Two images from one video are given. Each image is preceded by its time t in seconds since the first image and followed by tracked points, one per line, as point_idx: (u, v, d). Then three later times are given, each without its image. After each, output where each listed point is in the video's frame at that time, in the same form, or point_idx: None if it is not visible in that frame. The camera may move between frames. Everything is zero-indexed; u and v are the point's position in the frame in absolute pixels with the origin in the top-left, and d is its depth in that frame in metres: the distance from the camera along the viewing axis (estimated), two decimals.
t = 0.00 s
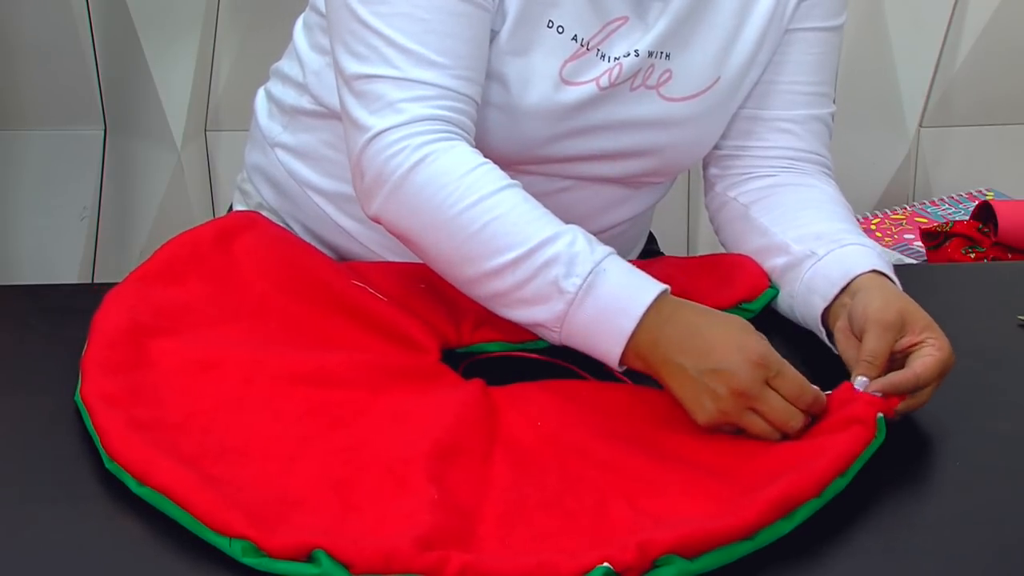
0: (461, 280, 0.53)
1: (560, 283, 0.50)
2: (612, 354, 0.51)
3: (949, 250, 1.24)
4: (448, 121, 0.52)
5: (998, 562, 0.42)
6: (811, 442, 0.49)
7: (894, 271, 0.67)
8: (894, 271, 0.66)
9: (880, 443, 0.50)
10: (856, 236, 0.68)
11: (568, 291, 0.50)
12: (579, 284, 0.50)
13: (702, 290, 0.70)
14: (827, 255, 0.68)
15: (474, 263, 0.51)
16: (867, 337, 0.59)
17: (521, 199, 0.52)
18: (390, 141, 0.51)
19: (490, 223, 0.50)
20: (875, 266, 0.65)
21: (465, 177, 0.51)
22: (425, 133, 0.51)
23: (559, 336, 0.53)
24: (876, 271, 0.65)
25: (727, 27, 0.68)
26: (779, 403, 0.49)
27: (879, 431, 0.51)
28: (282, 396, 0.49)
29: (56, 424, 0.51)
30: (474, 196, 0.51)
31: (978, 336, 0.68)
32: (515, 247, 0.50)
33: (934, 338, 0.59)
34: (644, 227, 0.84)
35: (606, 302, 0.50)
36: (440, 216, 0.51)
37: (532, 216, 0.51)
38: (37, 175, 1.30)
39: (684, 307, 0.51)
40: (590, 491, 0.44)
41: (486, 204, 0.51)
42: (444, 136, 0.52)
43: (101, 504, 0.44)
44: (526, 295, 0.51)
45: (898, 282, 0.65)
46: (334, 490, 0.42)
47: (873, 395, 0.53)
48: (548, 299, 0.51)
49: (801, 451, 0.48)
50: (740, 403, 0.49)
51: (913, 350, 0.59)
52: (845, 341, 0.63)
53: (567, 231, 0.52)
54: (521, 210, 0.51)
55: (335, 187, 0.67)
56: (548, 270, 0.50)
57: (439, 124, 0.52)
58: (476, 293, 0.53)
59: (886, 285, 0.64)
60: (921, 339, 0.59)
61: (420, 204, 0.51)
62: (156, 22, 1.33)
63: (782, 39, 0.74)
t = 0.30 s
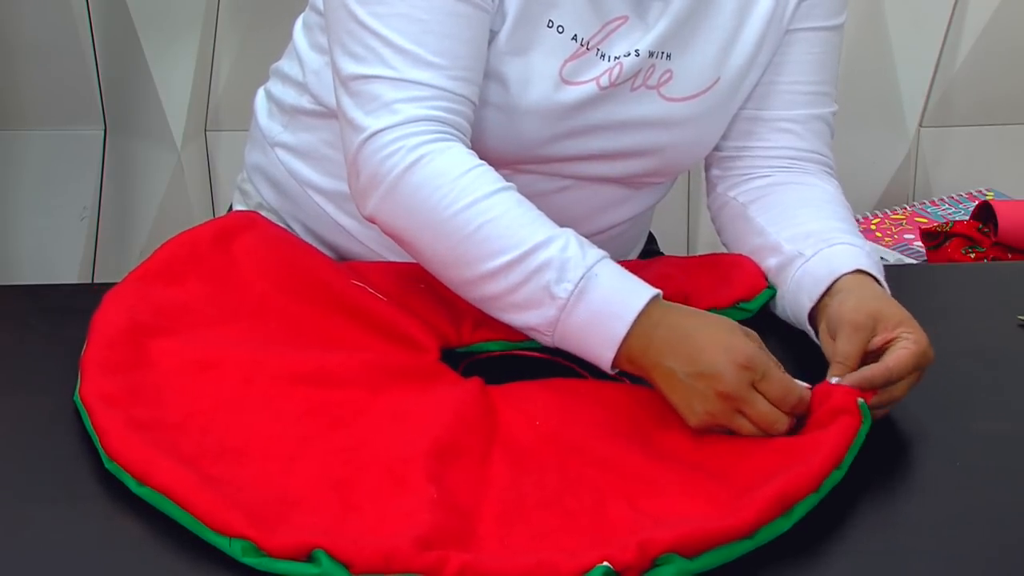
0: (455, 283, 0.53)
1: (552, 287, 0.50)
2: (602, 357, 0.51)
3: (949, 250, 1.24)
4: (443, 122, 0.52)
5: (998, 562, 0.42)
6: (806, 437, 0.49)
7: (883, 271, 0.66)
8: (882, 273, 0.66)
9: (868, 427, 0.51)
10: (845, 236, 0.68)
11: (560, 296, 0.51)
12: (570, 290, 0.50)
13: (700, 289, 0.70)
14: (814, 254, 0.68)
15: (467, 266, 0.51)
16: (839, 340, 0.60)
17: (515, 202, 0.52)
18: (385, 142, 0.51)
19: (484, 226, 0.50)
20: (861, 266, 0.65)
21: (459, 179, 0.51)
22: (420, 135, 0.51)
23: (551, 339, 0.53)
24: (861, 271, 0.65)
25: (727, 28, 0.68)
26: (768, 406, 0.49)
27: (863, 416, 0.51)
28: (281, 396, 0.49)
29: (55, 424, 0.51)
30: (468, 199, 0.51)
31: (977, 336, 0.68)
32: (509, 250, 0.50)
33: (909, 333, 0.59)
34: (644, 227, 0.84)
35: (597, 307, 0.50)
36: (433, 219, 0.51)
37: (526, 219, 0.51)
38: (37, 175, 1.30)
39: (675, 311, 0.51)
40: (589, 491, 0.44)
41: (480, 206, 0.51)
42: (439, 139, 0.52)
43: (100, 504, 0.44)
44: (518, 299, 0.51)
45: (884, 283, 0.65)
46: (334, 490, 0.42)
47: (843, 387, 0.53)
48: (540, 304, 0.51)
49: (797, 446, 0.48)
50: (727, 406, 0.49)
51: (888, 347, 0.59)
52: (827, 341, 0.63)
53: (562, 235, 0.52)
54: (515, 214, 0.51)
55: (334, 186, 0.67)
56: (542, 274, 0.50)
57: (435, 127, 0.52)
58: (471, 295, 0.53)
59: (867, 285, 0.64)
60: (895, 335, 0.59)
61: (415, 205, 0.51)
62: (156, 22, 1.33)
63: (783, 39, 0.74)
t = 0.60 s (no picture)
0: (454, 276, 0.53)
1: (554, 271, 0.50)
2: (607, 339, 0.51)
3: (949, 250, 1.24)
4: (438, 123, 0.52)
5: (997, 562, 0.42)
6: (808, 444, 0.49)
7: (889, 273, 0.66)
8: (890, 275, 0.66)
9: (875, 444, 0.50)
10: (852, 239, 0.68)
11: (564, 279, 0.50)
12: (574, 272, 0.50)
13: (699, 286, 0.70)
14: (822, 255, 0.68)
15: (466, 259, 0.51)
16: (856, 339, 0.59)
17: (512, 193, 0.52)
18: (381, 140, 0.51)
19: (481, 217, 0.50)
20: (871, 269, 0.65)
21: (455, 173, 0.51)
22: (416, 131, 0.51)
23: (556, 327, 0.52)
24: (872, 275, 0.65)
25: (727, 28, 0.68)
26: (772, 390, 0.50)
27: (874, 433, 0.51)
28: (280, 396, 0.49)
29: (54, 424, 0.51)
30: (464, 192, 0.51)
31: (977, 336, 0.68)
32: (507, 240, 0.50)
33: (926, 345, 0.58)
34: (644, 228, 0.84)
35: (601, 289, 0.50)
36: (430, 213, 0.51)
37: (524, 208, 0.51)
38: (37, 176, 1.30)
39: (680, 293, 0.51)
40: (586, 492, 0.44)
41: (477, 198, 0.51)
42: (435, 133, 0.52)
43: (98, 503, 0.44)
44: (520, 286, 0.51)
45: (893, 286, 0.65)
46: (331, 490, 0.42)
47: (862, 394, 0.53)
48: (543, 289, 0.51)
49: (797, 452, 0.48)
50: (735, 386, 0.49)
51: (904, 354, 0.58)
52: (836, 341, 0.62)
53: (559, 221, 0.51)
54: (512, 204, 0.51)
55: (334, 185, 0.67)
56: (542, 260, 0.50)
57: (431, 122, 0.52)
58: (470, 288, 0.53)
59: (885, 290, 0.64)
60: (912, 344, 0.58)
61: (412, 202, 0.51)
62: (156, 22, 1.33)
63: (783, 39, 0.74)
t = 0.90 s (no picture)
0: (452, 272, 0.53)
1: (552, 264, 0.50)
2: (605, 331, 0.51)
3: (949, 250, 1.24)
4: (438, 119, 0.52)
5: (995, 563, 0.42)
6: (803, 441, 0.49)
7: (888, 274, 0.66)
8: (887, 274, 0.66)
9: (869, 437, 0.51)
10: (850, 239, 0.68)
11: (562, 270, 0.50)
12: (572, 264, 0.50)
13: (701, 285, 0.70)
14: (819, 255, 0.68)
15: (464, 254, 0.51)
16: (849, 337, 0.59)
17: (509, 187, 0.52)
18: (379, 136, 0.51)
19: (478, 211, 0.50)
20: (868, 269, 0.65)
21: (452, 168, 0.51)
22: (414, 128, 0.51)
23: (554, 321, 0.52)
24: (869, 274, 0.65)
25: (728, 27, 0.68)
26: (770, 370, 0.50)
27: (869, 428, 0.51)
28: (278, 396, 0.49)
29: (52, 423, 0.51)
30: (461, 187, 0.51)
31: (976, 336, 0.68)
32: (504, 233, 0.50)
33: (921, 343, 0.58)
34: (644, 228, 0.84)
35: (600, 281, 0.50)
36: (428, 209, 0.51)
37: (521, 203, 0.51)
38: (37, 176, 1.30)
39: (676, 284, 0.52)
40: (584, 491, 0.44)
41: (473, 194, 0.51)
42: (432, 128, 0.52)
43: (95, 503, 0.44)
44: (518, 279, 0.51)
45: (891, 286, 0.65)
46: (328, 490, 0.42)
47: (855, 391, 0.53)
48: (541, 281, 0.51)
49: (793, 450, 0.48)
50: (735, 364, 0.49)
51: (899, 352, 0.58)
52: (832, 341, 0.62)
53: (557, 215, 0.52)
54: (509, 199, 0.51)
55: (335, 184, 0.67)
56: (539, 253, 0.50)
57: (429, 119, 0.52)
58: (468, 283, 0.53)
59: (880, 288, 0.64)
60: (908, 342, 0.58)
61: (409, 198, 0.51)
62: (157, 21, 1.32)
63: (786, 38, 0.74)
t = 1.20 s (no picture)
0: (453, 276, 0.53)
1: (555, 270, 0.50)
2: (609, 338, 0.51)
3: (949, 250, 1.24)
4: (439, 121, 0.52)
5: (994, 563, 0.42)
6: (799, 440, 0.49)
7: (879, 271, 0.66)
8: (877, 271, 0.65)
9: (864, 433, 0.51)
10: (840, 236, 0.68)
11: (564, 277, 0.50)
12: (574, 271, 0.50)
13: (699, 286, 0.70)
14: (810, 255, 0.68)
15: (465, 258, 0.51)
16: (833, 342, 0.60)
17: (513, 192, 0.52)
18: (381, 138, 0.51)
19: (481, 214, 0.50)
20: (857, 267, 0.65)
21: (455, 172, 0.51)
22: (417, 130, 0.51)
23: (554, 327, 0.52)
24: (857, 271, 0.65)
25: (727, 28, 0.68)
26: (774, 366, 0.50)
27: (858, 420, 0.51)
28: (275, 396, 0.49)
29: (50, 424, 0.51)
30: (464, 191, 0.51)
31: (975, 336, 0.68)
32: (506, 238, 0.50)
33: (906, 335, 0.58)
34: (644, 228, 0.84)
35: (603, 288, 0.50)
36: (429, 212, 0.51)
37: (524, 208, 0.51)
38: (37, 176, 1.30)
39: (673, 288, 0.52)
40: (581, 491, 0.44)
41: (477, 197, 0.51)
42: (435, 131, 0.52)
43: (93, 503, 0.44)
44: (520, 285, 0.51)
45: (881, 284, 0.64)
46: (325, 490, 0.42)
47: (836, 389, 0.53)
48: (543, 287, 0.51)
49: (790, 449, 0.48)
50: (741, 359, 0.49)
51: (886, 348, 0.58)
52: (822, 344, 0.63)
53: (560, 221, 0.51)
54: (511, 204, 0.51)
55: (334, 185, 0.67)
56: (542, 259, 0.50)
57: (431, 122, 0.52)
58: (469, 287, 0.53)
59: (866, 285, 0.64)
60: (893, 337, 0.59)
61: (411, 201, 0.51)
62: (157, 21, 1.32)
63: (787, 39, 0.74)
